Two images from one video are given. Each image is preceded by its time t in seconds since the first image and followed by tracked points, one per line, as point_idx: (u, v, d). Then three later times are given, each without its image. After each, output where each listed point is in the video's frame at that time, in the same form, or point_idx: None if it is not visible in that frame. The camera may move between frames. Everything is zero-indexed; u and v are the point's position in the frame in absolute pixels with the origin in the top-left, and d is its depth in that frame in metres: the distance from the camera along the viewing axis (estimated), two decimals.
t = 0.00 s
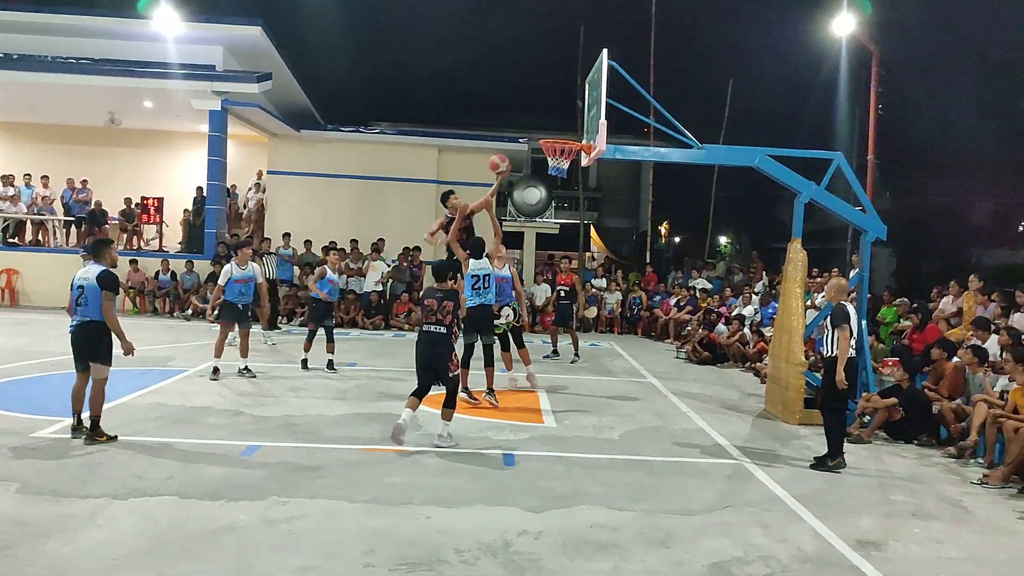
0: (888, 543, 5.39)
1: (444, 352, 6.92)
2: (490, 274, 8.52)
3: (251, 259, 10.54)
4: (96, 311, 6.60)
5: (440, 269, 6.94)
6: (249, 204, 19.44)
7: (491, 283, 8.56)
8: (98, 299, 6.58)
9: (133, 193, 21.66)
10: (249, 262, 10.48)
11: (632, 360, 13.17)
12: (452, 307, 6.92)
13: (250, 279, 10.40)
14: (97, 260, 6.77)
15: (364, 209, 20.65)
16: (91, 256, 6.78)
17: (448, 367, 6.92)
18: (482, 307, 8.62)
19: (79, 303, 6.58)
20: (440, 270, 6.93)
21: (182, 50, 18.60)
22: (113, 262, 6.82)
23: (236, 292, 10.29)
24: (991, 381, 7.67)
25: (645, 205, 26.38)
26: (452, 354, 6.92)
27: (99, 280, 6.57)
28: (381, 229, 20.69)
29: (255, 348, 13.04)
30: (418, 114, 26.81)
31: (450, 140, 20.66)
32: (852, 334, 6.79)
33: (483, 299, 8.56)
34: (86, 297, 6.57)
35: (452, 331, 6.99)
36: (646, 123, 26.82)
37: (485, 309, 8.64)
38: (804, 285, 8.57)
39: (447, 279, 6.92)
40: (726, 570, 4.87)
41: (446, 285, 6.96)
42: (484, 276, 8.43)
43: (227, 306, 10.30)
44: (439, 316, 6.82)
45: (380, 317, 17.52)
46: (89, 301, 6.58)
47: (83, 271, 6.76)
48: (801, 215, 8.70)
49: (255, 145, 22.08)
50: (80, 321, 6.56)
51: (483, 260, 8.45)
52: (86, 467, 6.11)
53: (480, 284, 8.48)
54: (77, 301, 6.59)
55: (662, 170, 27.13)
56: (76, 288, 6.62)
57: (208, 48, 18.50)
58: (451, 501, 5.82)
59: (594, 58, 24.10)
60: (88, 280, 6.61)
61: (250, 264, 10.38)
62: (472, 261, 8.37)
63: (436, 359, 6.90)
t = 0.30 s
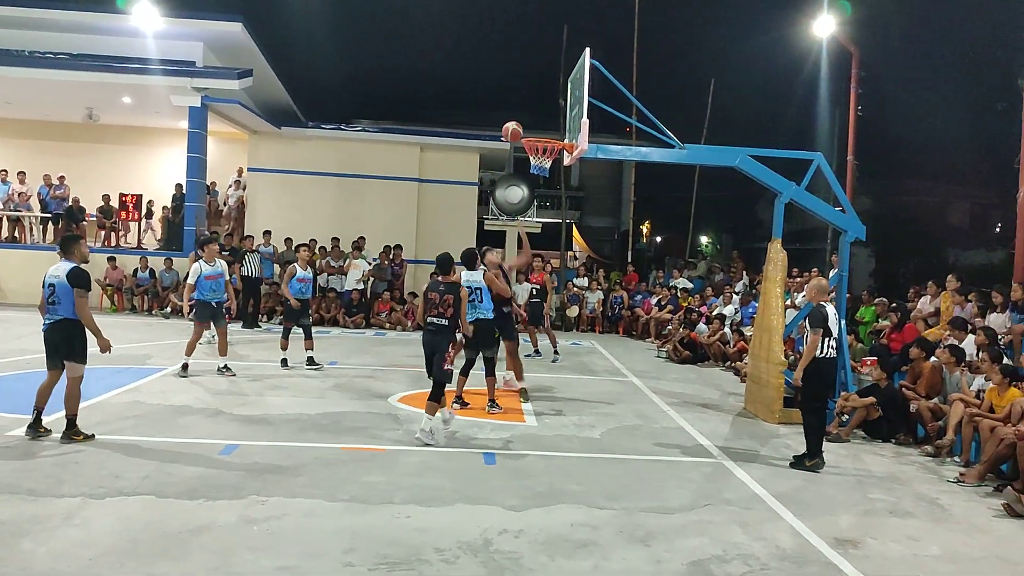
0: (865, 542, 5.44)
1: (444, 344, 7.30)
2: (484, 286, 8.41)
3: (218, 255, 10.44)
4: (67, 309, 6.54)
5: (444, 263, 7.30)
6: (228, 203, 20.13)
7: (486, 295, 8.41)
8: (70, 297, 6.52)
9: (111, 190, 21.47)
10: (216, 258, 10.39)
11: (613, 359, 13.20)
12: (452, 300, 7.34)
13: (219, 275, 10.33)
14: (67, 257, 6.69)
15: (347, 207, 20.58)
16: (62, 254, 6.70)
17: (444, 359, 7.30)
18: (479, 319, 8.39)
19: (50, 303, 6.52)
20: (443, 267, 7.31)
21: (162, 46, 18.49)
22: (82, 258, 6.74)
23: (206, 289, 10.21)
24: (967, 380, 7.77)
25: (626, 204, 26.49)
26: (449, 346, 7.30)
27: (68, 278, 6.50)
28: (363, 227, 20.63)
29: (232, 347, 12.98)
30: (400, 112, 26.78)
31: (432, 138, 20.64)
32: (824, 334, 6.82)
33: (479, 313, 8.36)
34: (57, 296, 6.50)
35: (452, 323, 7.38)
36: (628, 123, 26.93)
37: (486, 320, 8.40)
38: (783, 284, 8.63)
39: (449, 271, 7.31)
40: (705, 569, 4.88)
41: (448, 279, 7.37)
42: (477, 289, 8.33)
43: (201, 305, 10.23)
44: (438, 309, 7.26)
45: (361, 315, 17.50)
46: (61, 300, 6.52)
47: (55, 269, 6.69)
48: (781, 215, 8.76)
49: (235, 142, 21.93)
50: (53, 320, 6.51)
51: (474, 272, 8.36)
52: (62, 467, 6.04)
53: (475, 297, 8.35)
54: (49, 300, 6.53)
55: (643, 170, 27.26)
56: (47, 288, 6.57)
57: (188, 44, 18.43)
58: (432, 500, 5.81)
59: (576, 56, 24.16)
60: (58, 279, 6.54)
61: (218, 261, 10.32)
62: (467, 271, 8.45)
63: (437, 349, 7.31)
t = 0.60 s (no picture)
0: (854, 538, 5.46)
1: (453, 344, 7.55)
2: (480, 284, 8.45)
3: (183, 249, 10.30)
4: (37, 305, 6.51)
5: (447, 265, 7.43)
6: (217, 200, 20.10)
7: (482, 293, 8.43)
8: (39, 292, 6.50)
9: (99, 186, 21.36)
10: (181, 252, 10.24)
11: (602, 357, 13.23)
12: (455, 302, 7.55)
13: (185, 270, 10.31)
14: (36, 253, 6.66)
15: (337, 204, 20.54)
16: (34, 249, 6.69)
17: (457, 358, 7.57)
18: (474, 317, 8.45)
19: (21, 298, 6.52)
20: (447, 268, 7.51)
21: (150, 42, 18.42)
22: (53, 253, 6.70)
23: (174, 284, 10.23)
24: (955, 378, 7.81)
25: (616, 202, 26.57)
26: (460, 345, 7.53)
27: (39, 273, 6.48)
28: (353, 225, 20.61)
29: (221, 343, 12.95)
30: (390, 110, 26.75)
31: (422, 135, 20.60)
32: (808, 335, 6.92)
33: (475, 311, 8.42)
34: (27, 292, 6.49)
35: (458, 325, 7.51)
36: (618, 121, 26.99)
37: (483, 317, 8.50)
38: (772, 282, 8.66)
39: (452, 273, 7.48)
40: (694, 566, 4.89)
41: (452, 281, 7.62)
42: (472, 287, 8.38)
43: (170, 301, 10.22)
44: (442, 310, 7.49)
45: (350, 313, 17.55)
46: (31, 295, 6.50)
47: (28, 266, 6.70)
48: (771, 213, 8.78)
49: (223, 139, 21.86)
50: (22, 316, 6.49)
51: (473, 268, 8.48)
52: (48, 465, 6.00)
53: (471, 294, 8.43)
54: (20, 295, 6.53)
55: (633, 168, 27.32)
56: (19, 284, 6.57)
57: (176, 40, 18.37)
58: (421, 498, 5.80)
59: (565, 54, 24.21)
60: (29, 274, 6.53)
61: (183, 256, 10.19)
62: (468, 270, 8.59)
63: (447, 349, 7.54)
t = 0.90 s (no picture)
0: (846, 536, 5.47)
1: (462, 337, 7.67)
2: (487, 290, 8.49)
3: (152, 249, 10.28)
4: (15, 302, 6.52)
5: (454, 260, 7.67)
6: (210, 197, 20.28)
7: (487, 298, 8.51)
8: (18, 290, 6.49)
9: (91, 183, 21.29)
10: (150, 252, 10.21)
11: (595, 354, 13.25)
12: (465, 295, 7.66)
13: (154, 269, 10.17)
14: (18, 250, 6.66)
15: (329, 202, 20.53)
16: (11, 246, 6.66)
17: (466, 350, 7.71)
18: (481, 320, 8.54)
19: None
20: (454, 263, 7.67)
21: (142, 39, 18.34)
22: (33, 250, 6.69)
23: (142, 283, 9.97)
24: (946, 376, 7.84)
25: (609, 200, 26.61)
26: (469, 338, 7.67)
27: (19, 270, 6.45)
28: (347, 223, 20.59)
29: (213, 341, 12.92)
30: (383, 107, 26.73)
31: (415, 132, 20.58)
32: (812, 336, 6.82)
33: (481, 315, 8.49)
34: (6, 289, 6.49)
35: (469, 318, 7.67)
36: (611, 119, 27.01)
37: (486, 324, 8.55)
38: (765, 280, 8.68)
39: (458, 267, 7.69)
40: (687, 563, 4.89)
41: (458, 274, 7.74)
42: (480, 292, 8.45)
43: (139, 299, 10.01)
44: (450, 305, 7.60)
45: (344, 310, 17.54)
46: (10, 292, 6.50)
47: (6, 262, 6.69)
48: (763, 211, 8.79)
49: (215, 136, 21.83)
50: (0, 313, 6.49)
51: (483, 276, 8.40)
52: (39, 463, 5.98)
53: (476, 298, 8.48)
54: None
55: (626, 166, 27.34)
56: None
57: (168, 37, 18.31)
58: (414, 496, 5.80)
59: (559, 52, 24.19)
60: (7, 272, 6.53)
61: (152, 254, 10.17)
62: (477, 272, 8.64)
63: (454, 342, 7.64)
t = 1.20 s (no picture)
0: (839, 534, 5.48)
1: (460, 335, 7.72)
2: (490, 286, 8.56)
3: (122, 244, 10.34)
4: (7, 303, 6.46)
5: (449, 257, 7.64)
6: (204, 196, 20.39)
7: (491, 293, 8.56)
8: (8, 290, 6.47)
9: (83, 182, 21.22)
10: (121, 246, 10.24)
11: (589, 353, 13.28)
12: (461, 293, 7.70)
13: (125, 263, 10.26)
14: (4, 249, 6.66)
15: (323, 200, 20.50)
16: None
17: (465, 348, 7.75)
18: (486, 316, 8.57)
19: None
20: (448, 261, 7.64)
21: (135, 37, 18.28)
22: (19, 249, 6.71)
23: (114, 277, 10.13)
24: (939, 374, 7.87)
25: (604, 199, 26.63)
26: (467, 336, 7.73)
27: (8, 271, 6.46)
28: (341, 221, 20.57)
29: (206, 339, 12.90)
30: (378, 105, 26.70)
31: (409, 131, 20.57)
32: (825, 335, 6.72)
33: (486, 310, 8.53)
34: None
35: (466, 316, 7.75)
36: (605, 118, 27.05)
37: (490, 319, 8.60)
38: (759, 278, 8.70)
39: (453, 265, 7.68)
40: (681, 562, 4.90)
41: (452, 273, 7.75)
42: (483, 287, 8.47)
43: (111, 294, 10.12)
44: (448, 304, 7.64)
45: (338, 309, 17.58)
46: None
47: None
48: (757, 210, 8.81)
49: (208, 135, 21.79)
50: None
51: (483, 270, 8.48)
52: (32, 463, 5.96)
53: (481, 295, 8.51)
54: None
55: (621, 164, 27.37)
56: None
57: (162, 35, 18.27)
58: (408, 495, 5.80)
59: (553, 50, 24.19)
60: None
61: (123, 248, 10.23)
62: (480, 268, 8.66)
63: (452, 340, 7.69)
